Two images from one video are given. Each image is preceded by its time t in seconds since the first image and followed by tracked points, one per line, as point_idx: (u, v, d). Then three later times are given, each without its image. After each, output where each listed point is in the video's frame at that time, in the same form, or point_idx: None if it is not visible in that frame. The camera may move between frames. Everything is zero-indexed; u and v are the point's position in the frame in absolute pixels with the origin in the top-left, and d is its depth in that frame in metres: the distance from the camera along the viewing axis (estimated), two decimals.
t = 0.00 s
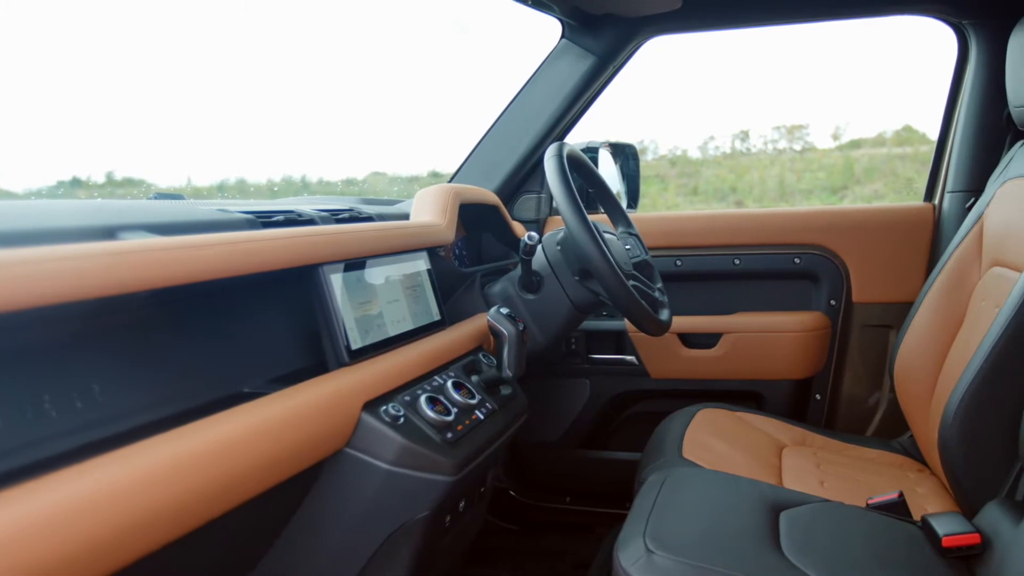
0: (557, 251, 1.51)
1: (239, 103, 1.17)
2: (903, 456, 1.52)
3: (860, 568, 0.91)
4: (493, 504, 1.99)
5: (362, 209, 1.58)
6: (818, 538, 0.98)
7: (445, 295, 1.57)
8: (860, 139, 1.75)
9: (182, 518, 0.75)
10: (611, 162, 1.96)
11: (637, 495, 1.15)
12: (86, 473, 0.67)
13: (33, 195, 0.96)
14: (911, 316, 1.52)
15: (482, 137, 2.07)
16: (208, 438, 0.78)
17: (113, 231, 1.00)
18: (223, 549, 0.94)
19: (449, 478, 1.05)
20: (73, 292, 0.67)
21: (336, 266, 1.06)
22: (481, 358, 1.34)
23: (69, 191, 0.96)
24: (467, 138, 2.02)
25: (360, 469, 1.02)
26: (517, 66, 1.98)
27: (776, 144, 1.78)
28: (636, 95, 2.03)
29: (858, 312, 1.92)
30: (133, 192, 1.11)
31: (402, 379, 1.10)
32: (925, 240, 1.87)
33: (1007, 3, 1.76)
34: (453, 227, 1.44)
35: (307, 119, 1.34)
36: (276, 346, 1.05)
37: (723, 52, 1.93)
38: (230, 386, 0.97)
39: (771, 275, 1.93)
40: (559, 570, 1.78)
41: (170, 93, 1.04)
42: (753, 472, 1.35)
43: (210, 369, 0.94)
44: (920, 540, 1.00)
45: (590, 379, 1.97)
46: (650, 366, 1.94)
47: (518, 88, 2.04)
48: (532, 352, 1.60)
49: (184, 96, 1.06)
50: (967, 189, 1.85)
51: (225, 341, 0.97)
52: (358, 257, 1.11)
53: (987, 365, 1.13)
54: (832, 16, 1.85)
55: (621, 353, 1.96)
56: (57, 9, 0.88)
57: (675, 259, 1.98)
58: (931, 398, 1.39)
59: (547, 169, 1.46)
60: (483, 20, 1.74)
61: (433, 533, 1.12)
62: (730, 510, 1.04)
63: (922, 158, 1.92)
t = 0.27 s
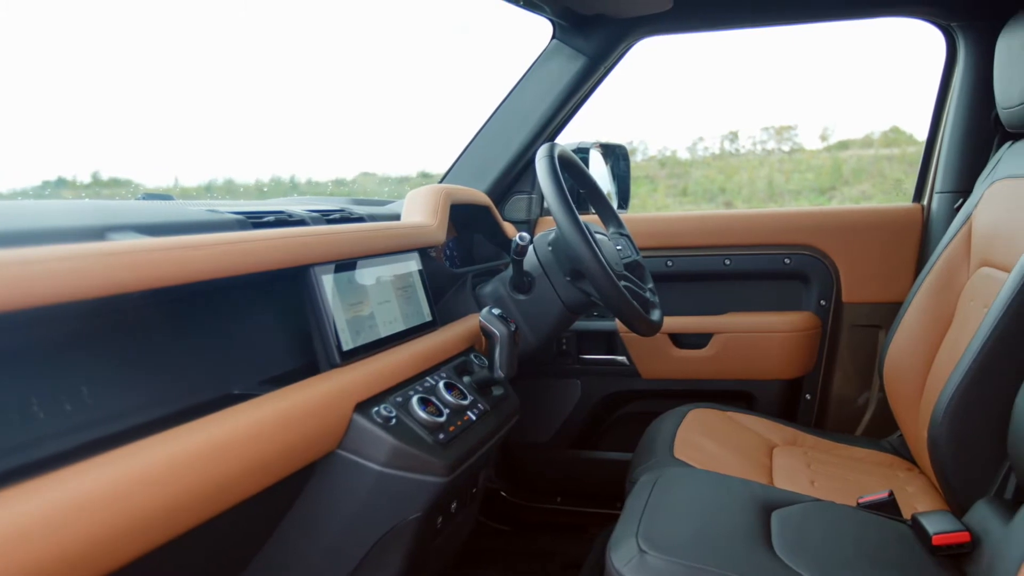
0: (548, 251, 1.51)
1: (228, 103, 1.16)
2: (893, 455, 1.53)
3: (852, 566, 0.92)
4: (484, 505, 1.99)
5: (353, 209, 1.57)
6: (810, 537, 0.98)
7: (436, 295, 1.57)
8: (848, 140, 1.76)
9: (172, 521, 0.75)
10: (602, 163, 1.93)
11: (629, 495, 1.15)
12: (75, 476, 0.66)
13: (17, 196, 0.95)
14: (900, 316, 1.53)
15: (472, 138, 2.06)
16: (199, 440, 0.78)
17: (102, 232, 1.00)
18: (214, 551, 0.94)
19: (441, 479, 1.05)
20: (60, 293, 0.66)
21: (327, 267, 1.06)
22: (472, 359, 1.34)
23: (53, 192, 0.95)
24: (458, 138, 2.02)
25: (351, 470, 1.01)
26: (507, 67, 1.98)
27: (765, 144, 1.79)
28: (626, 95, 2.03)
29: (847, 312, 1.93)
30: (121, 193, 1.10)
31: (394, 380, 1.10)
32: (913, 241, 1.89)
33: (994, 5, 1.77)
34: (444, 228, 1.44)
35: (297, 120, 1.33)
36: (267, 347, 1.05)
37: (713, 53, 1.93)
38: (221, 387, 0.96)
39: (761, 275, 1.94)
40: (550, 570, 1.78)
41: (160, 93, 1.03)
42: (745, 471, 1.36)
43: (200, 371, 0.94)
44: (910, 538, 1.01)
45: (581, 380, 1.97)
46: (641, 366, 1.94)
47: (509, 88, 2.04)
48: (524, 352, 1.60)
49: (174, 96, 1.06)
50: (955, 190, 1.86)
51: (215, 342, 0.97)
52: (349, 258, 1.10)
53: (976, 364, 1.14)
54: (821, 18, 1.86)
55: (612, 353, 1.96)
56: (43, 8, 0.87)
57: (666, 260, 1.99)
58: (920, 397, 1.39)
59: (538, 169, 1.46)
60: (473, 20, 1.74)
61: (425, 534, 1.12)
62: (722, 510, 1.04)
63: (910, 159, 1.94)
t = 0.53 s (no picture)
0: (538, 251, 1.51)
1: (216, 102, 1.16)
2: (881, 454, 1.54)
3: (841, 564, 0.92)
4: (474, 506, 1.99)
5: (342, 210, 1.56)
6: (801, 536, 0.98)
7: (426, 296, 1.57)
8: (834, 141, 1.77)
9: (161, 524, 0.74)
10: (592, 164, 1.91)
11: (620, 495, 1.15)
12: (61, 480, 0.66)
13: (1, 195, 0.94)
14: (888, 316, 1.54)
15: (461, 138, 2.06)
16: (187, 443, 0.77)
17: (89, 233, 0.99)
18: (202, 555, 0.93)
19: (432, 480, 1.04)
20: (46, 294, 0.65)
21: (317, 267, 1.06)
22: (462, 360, 1.34)
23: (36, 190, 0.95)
24: (448, 138, 2.01)
25: (342, 472, 1.01)
26: (497, 67, 1.98)
27: (752, 145, 1.80)
28: (616, 97, 2.04)
29: (836, 312, 1.94)
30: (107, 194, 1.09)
31: (384, 381, 1.10)
32: (901, 241, 1.90)
33: (980, 7, 1.79)
34: (434, 228, 1.44)
35: (286, 120, 1.32)
36: (256, 349, 1.04)
37: (702, 55, 1.94)
38: (209, 389, 0.95)
39: (750, 275, 1.95)
40: (541, 571, 1.78)
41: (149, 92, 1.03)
42: (734, 471, 1.36)
43: (189, 373, 0.93)
44: (899, 537, 1.01)
45: (570, 380, 1.97)
46: (631, 367, 1.95)
47: (498, 89, 2.04)
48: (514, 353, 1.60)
49: (161, 95, 1.05)
50: (942, 191, 1.88)
51: (204, 344, 0.96)
52: (339, 258, 1.10)
53: (963, 363, 1.15)
54: (809, 19, 1.87)
55: (601, 354, 1.97)
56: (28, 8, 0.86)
57: (655, 261, 1.99)
58: (908, 396, 1.40)
59: (528, 170, 1.46)
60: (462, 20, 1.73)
61: (415, 536, 1.11)
62: (712, 509, 1.04)
63: (897, 160, 1.95)
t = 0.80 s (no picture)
0: (528, 252, 1.51)
1: (204, 102, 1.15)
2: (869, 453, 1.55)
3: (832, 563, 0.92)
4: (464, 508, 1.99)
5: (331, 211, 1.56)
6: (791, 536, 0.99)
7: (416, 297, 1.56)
8: (821, 142, 1.77)
9: (149, 528, 0.73)
10: (581, 164, 1.91)
11: (611, 495, 1.15)
12: (47, 484, 0.65)
13: None
14: (876, 316, 1.55)
15: (451, 138, 2.06)
16: (175, 446, 0.76)
17: (75, 233, 0.98)
18: (191, 558, 0.92)
19: (423, 482, 1.04)
20: (32, 296, 0.65)
21: (307, 268, 1.05)
22: (453, 361, 1.33)
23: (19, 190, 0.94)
24: (437, 139, 2.01)
25: (332, 474, 1.00)
26: (486, 68, 1.98)
27: (739, 146, 1.80)
28: (606, 97, 2.04)
29: (824, 312, 1.95)
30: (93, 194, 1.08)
31: (375, 382, 1.09)
32: (888, 242, 1.92)
33: (966, 10, 1.81)
34: (424, 229, 1.43)
35: (275, 120, 1.31)
36: (246, 350, 1.03)
37: (691, 56, 1.95)
38: (198, 391, 0.94)
39: (739, 276, 1.96)
40: (531, 571, 1.78)
41: (140, 91, 1.02)
42: (724, 470, 1.37)
43: (177, 375, 0.92)
44: (888, 535, 1.02)
45: (560, 381, 1.97)
46: (620, 367, 1.95)
47: (488, 89, 2.04)
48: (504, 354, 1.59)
49: (153, 94, 1.04)
50: (930, 192, 1.90)
51: (193, 346, 0.95)
52: (329, 260, 1.09)
53: (951, 362, 1.16)
54: (797, 21, 1.88)
55: (591, 354, 1.97)
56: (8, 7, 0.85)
57: (644, 261, 2.00)
58: (896, 396, 1.41)
59: (518, 170, 1.46)
60: (452, 21, 1.73)
61: (406, 537, 1.11)
62: (704, 510, 1.04)
63: (885, 161, 1.96)
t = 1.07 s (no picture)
0: (519, 253, 1.51)
1: (195, 102, 1.14)
2: (859, 453, 1.56)
3: (823, 562, 0.93)
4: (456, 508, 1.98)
5: (322, 211, 1.55)
6: (783, 535, 0.99)
7: (407, 298, 1.56)
8: (809, 143, 1.79)
9: (140, 532, 0.73)
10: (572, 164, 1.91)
11: (604, 496, 1.15)
12: (37, 487, 0.64)
13: None
14: (866, 316, 1.56)
15: (442, 138, 2.05)
16: (166, 449, 0.75)
17: (66, 234, 0.97)
18: (182, 561, 0.91)
19: (415, 483, 1.04)
20: (22, 297, 0.64)
21: (300, 269, 1.05)
22: (445, 361, 1.33)
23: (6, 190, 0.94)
24: (429, 139, 2.00)
25: (324, 475, 1.00)
26: (478, 68, 1.97)
27: (729, 147, 1.81)
28: (597, 98, 2.04)
29: (814, 313, 1.96)
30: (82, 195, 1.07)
31: (367, 383, 1.09)
32: (878, 242, 1.93)
33: (954, 12, 1.82)
34: (416, 230, 1.43)
35: (266, 120, 1.31)
36: (237, 352, 1.03)
37: (681, 57, 1.95)
38: (189, 393, 0.94)
39: (730, 276, 1.96)
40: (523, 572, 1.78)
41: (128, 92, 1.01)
42: (715, 470, 1.37)
43: (168, 376, 0.91)
44: (879, 534, 1.03)
45: (551, 381, 1.97)
46: (612, 367, 1.95)
47: (479, 90, 2.03)
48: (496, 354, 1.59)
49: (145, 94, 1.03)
50: (919, 192, 1.91)
51: (183, 348, 0.94)
52: (320, 260, 1.09)
53: (941, 362, 1.17)
54: (787, 22, 1.89)
55: (582, 355, 1.97)
56: None
57: (636, 262, 2.00)
58: (886, 395, 1.42)
59: (510, 171, 1.46)
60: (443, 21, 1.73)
61: (399, 539, 1.11)
62: (696, 510, 1.05)
63: (874, 162, 1.98)
